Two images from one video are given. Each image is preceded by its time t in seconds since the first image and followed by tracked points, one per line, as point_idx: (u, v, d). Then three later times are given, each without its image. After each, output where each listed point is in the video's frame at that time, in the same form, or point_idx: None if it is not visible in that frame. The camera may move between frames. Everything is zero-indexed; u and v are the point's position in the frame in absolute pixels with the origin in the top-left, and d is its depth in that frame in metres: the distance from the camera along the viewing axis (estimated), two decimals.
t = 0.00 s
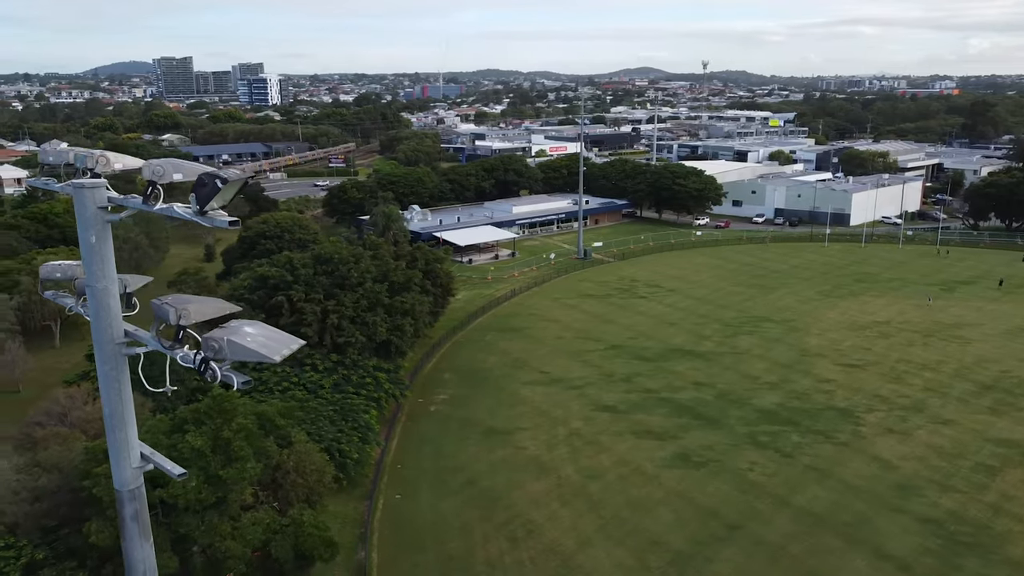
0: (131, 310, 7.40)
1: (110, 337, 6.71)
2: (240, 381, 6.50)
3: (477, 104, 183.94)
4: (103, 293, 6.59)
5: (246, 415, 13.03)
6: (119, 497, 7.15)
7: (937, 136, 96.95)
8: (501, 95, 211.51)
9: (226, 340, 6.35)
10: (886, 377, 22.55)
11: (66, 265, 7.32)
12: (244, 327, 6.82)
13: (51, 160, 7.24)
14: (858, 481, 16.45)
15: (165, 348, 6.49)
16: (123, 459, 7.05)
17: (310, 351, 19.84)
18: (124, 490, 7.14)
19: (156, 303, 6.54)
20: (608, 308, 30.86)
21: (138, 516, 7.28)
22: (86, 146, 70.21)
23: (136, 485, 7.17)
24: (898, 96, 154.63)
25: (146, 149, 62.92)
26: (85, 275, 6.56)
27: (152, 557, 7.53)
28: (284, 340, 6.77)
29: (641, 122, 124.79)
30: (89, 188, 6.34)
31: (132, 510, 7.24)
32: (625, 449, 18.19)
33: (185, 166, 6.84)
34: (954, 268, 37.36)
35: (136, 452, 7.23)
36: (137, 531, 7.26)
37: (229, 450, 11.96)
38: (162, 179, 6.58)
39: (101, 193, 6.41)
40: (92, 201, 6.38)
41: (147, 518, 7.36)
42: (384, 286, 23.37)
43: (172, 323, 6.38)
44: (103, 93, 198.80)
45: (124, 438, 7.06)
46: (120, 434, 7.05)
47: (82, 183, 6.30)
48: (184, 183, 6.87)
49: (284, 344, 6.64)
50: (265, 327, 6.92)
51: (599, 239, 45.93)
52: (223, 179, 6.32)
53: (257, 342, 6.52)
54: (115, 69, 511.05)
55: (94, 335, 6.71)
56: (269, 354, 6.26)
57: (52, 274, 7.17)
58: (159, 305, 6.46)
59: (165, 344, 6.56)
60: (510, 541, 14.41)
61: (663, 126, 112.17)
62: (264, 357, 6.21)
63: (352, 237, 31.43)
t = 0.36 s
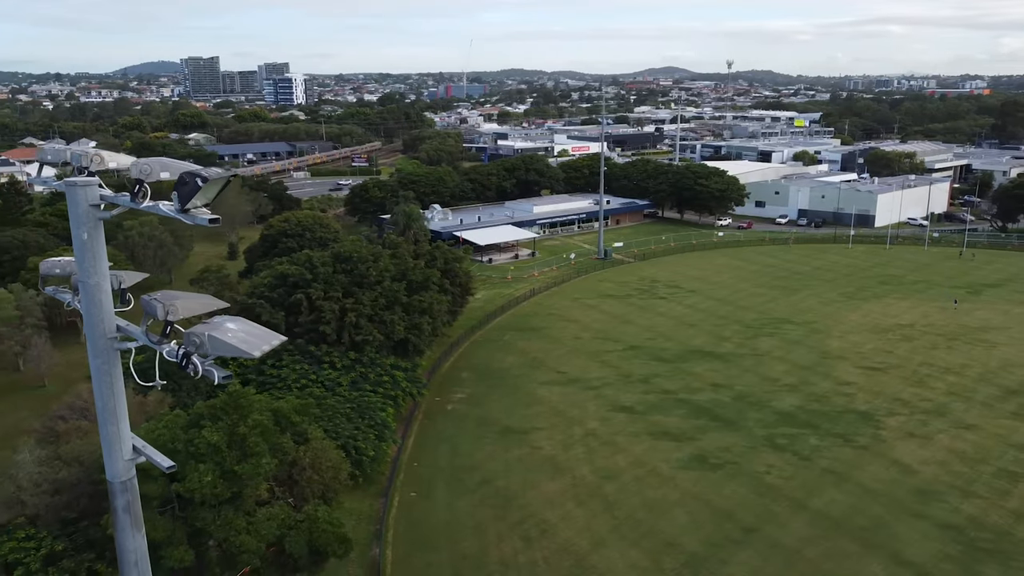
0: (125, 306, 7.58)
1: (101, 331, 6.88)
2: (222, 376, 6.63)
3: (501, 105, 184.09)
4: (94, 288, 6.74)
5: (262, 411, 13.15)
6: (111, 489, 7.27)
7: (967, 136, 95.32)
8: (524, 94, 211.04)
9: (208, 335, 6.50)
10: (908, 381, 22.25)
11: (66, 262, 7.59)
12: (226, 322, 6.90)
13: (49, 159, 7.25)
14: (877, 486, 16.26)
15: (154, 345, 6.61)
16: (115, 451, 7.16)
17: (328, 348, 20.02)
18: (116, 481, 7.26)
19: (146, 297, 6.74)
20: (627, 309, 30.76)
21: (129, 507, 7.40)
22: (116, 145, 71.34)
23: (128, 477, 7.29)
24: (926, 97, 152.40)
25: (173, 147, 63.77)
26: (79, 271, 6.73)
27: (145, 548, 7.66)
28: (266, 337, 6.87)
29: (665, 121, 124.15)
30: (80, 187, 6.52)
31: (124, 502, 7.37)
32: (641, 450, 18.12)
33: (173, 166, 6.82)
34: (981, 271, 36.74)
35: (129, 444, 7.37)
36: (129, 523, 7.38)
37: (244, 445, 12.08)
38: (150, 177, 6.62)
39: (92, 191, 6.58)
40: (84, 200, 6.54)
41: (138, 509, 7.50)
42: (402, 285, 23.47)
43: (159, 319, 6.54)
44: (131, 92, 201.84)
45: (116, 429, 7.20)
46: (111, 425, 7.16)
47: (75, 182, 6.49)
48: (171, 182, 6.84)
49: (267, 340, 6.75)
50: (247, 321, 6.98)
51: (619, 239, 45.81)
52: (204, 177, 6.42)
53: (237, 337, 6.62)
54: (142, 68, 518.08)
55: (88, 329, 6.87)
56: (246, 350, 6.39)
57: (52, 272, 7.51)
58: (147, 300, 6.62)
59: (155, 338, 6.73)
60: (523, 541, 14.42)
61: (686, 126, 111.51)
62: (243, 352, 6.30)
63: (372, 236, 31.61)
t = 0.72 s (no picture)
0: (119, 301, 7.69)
1: (93, 325, 6.99)
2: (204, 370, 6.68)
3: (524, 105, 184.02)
4: (87, 284, 6.87)
5: (278, 408, 13.25)
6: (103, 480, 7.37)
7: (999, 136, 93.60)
8: (548, 94, 211.44)
9: (189, 330, 6.52)
10: (931, 385, 21.92)
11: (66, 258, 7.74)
12: (209, 318, 6.97)
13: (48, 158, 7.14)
14: (896, 490, 16.05)
15: (142, 339, 6.77)
16: (105, 443, 7.26)
17: (346, 347, 20.16)
18: (107, 472, 7.35)
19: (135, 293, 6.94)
20: (647, 309, 30.63)
21: (120, 498, 7.49)
22: (144, 144, 72.32)
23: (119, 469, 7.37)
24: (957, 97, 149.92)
25: (199, 146, 64.52)
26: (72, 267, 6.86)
27: (137, 539, 7.74)
28: (249, 332, 6.87)
29: (689, 121, 123.37)
30: (73, 185, 6.65)
31: (116, 493, 7.46)
32: (658, 451, 18.04)
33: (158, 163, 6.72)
34: (1009, 274, 36.08)
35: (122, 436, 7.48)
36: (120, 513, 7.49)
37: (259, 442, 12.19)
38: (137, 176, 6.55)
39: (85, 189, 6.71)
40: (77, 197, 6.67)
41: (131, 501, 7.62)
42: (421, 284, 23.57)
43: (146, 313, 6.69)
44: (159, 91, 204.62)
45: (109, 422, 7.30)
46: (104, 418, 7.26)
47: (68, 180, 6.63)
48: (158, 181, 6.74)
49: (248, 336, 6.76)
50: (231, 317, 7.03)
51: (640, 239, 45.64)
52: (185, 175, 6.54)
53: (218, 332, 6.63)
54: (168, 68, 525.41)
55: (81, 323, 7.00)
56: (226, 344, 6.40)
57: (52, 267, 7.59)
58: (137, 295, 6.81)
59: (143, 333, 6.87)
60: (537, 540, 14.42)
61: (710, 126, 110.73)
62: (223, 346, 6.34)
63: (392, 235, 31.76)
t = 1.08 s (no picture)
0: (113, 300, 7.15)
1: (86, 319, 6.42)
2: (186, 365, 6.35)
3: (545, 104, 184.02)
4: (79, 280, 6.33)
5: (292, 404, 13.34)
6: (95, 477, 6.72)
7: None
8: (569, 95, 211.21)
9: (172, 326, 6.15)
10: (952, 389, 21.63)
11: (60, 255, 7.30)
12: (194, 314, 6.66)
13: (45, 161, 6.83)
14: (913, 495, 15.86)
15: (131, 335, 6.37)
16: (100, 436, 6.64)
17: (362, 345, 20.31)
18: (101, 466, 6.71)
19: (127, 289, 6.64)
20: (664, 310, 30.50)
21: (115, 491, 6.79)
22: (169, 143, 73.24)
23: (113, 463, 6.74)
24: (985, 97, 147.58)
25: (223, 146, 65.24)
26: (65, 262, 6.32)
27: (131, 530, 6.96)
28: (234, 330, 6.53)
29: (712, 121, 122.63)
30: (66, 180, 6.16)
31: (109, 485, 6.76)
32: (672, 452, 17.97)
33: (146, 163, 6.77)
34: None
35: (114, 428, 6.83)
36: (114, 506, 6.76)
37: (273, 438, 12.31)
38: (126, 173, 6.39)
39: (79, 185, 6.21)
40: (70, 194, 6.18)
41: (125, 493, 6.86)
42: (436, 283, 23.60)
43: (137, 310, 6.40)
44: (184, 91, 207.21)
45: (101, 414, 6.67)
46: (97, 410, 6.66)
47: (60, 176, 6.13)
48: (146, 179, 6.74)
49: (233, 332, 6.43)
50: (216, 312, 6.75)
51: (659, 240, 45.46)
52: (169, 173, 6.21)
53: (203, 329, 6.28)
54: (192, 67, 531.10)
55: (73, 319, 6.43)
56: (209, 340, 6.07)
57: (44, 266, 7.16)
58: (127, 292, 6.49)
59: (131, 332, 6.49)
60: (549, 540, 14.41)
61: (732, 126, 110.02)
62: (204, 342, 6.01)
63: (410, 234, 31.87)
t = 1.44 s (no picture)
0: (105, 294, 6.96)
1: (81, 314, 6.28)
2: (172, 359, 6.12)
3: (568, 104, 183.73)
4: (73, 275, 6.17)
5: (307, 401, 13.46)
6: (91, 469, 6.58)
7: None
8: (591, 95, 210.82)
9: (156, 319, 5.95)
10: (975, 393, 21.29)
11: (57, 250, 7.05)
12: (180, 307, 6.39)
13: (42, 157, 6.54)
14: (933, 500, 15.64)
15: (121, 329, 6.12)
16: (93, 429, 6.48)
17: (379, 343, 20.42)
18: (95, 458, 6.55)
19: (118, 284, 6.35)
20: (684, 311, 30.34)
21: (108, 483, 6.65)
22: (195, 142, 74.14)
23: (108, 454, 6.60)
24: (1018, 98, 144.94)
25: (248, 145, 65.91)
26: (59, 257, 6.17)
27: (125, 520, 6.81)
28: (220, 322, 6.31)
29: (736, 121, 121.73)
30: (60, 178, 6.01)
31: (102, 477, 6.62)
32: (688, 453, 17.88)
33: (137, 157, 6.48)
34: None
35: (108, 420, 6.66)
36: (108, 497, 6.62)
37: (287, 434, 12.44)
38: (116, 172, 6.11)
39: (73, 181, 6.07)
40: (64, 192, 6.03)
41: (119, 485, 6.72)
42: (454, 282, 23.64)
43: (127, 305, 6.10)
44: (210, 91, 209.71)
45: (93, 406, 6.46)
46: (89, 402, 6.46)
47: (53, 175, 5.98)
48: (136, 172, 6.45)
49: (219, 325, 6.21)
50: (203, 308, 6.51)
51: (680, 241, 45.23)
52: (153, 171, 5.89)
53: (188, 321, 6.06)
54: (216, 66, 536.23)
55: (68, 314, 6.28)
56: (191, 336, 5.82)
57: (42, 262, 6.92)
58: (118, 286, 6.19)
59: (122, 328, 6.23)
60: (562, 540, 14.40)
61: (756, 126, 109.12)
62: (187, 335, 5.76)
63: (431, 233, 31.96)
